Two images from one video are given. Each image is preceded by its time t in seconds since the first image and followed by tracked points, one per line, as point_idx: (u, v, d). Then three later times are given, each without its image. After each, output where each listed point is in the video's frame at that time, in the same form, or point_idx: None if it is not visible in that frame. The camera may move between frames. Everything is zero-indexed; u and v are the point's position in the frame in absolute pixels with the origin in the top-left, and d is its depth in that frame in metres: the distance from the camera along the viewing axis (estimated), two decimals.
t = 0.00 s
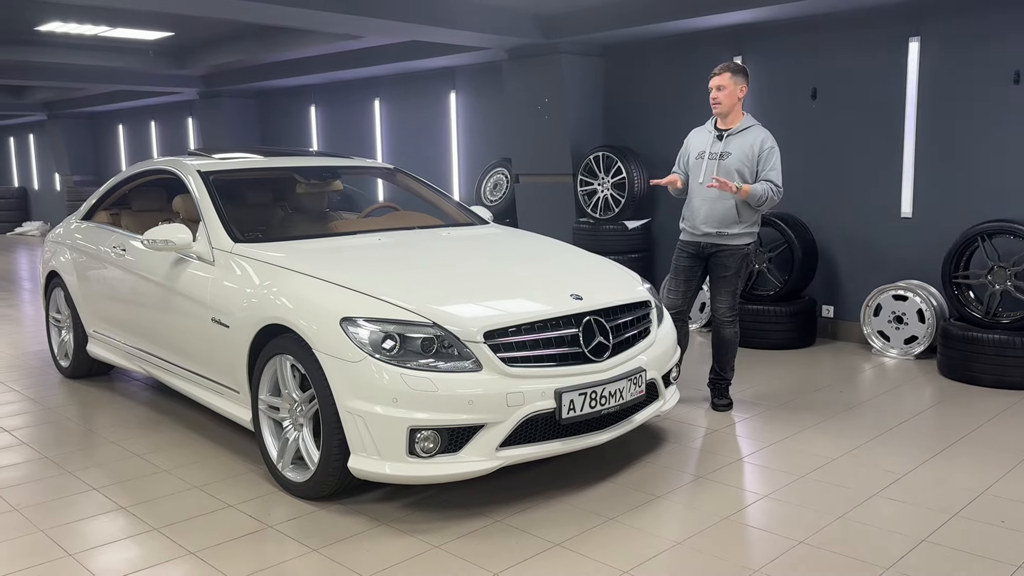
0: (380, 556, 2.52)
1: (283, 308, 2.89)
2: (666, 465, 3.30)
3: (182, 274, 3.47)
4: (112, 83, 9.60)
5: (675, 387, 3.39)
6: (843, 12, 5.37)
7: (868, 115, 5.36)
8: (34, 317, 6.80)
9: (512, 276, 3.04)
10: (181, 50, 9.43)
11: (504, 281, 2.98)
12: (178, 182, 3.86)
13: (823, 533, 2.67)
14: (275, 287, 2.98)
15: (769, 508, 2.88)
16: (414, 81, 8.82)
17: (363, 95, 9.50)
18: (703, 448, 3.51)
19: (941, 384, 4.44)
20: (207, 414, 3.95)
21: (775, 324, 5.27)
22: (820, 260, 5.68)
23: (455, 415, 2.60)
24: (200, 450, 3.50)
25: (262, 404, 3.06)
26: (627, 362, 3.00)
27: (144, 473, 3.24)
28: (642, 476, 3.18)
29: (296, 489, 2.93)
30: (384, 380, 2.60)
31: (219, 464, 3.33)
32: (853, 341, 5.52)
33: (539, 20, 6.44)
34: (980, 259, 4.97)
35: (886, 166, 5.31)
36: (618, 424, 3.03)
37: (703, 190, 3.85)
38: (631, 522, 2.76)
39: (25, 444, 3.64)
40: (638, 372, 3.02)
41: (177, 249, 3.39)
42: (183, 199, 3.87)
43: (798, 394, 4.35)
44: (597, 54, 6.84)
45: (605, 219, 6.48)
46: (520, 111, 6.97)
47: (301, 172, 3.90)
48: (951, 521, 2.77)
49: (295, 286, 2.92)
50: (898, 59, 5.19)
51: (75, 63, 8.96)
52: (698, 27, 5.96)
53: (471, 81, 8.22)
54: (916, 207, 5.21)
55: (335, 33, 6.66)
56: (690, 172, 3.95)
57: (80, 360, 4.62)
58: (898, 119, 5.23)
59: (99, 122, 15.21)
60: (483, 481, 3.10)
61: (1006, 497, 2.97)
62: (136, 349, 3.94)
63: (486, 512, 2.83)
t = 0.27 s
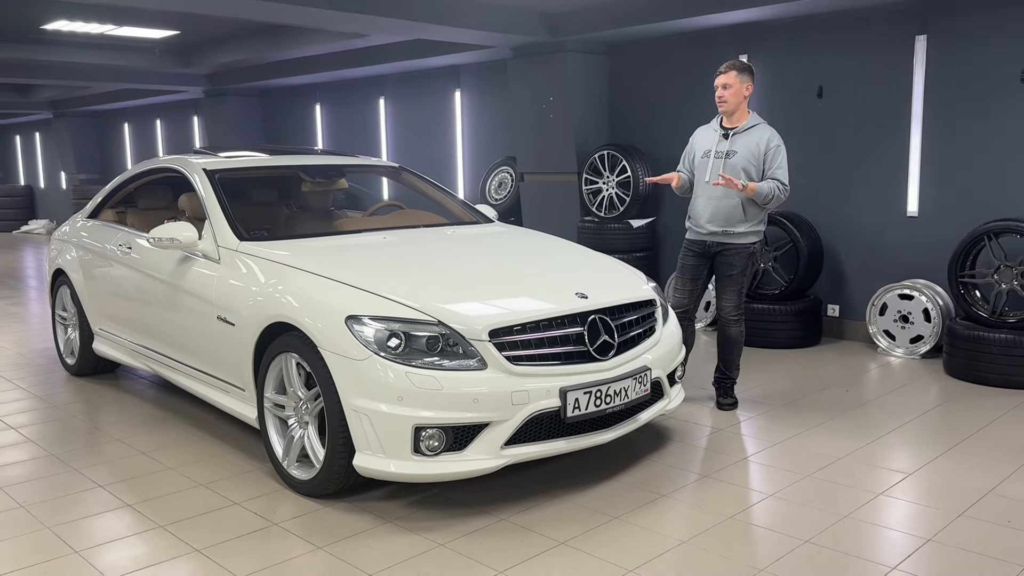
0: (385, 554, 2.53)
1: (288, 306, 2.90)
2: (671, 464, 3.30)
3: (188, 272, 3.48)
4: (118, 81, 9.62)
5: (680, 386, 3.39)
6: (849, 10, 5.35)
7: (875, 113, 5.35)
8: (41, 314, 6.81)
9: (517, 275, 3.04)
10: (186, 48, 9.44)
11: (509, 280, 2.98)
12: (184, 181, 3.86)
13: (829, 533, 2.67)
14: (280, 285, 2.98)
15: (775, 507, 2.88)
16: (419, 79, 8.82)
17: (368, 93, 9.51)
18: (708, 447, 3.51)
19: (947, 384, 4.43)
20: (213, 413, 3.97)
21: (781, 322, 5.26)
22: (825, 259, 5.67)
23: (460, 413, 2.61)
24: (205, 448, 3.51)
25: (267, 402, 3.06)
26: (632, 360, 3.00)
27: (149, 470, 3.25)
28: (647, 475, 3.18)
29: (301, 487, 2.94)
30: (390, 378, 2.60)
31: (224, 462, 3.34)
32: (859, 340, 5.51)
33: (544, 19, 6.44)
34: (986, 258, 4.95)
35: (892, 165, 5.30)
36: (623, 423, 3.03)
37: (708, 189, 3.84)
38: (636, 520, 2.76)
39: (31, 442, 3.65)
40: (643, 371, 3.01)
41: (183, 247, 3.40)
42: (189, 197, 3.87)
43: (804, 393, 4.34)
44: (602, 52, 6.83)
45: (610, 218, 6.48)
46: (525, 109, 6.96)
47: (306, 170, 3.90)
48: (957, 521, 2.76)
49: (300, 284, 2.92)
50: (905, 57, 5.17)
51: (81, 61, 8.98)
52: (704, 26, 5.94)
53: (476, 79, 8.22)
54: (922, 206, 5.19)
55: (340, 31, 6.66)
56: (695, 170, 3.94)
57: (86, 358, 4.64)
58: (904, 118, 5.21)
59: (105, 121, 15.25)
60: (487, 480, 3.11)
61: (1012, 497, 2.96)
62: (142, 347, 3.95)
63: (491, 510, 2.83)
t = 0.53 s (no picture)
0: (392, 552, 2.53)
1: (295, 304, 2.90)
2: (677, 463, 3.29)
3: (195, 270, 3.49)
4: (126, 79, 9.65)
5: (687, 385, 3.38)
6: (858, 8, 5.33)
7: (883, 111, 5.33)
8: (49, 312, 6.85)
9: (524, 273, 3.04)
10: (193, 47, 9.46)
11: (516, 278, 2.98)
12: (191, 179, 3.87)
13: (836, 532, 2.66)
14: (288, 283, 2.99)
15: (783, 506, 2.87)
16: (426, 78, 8.82)
17: (374, 91, 9.51)
18: (715, 445, 3.50)
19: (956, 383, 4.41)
20: (220, 411, 3.98)
21: (788, 321, 5.24)
22: (833, 257, 5.65)
23: (466, 412, 2.61)
24: (213, 446, 3.52)
25: (274, 399, 3.07)
26: (639, 359, 3.00)
27: (157, 467, 3.26)
28: (654, 473, 3.17)
29: (308, 484, 2.95)
30: (396, 376, 2.60)
31: (232, 459, 3.35)
32: (866, 339, 5.49)
33: (551, 17, 6.43)
34: (995, 257, 4.93)
35: (900, 163, 5.28)
36: (629, 421, 3.03)
37: (717, 188, 3.84)
38: (643, 519, 2.75)
39: (39, 439, 3.67)
40: (650, 369, 3.01)
41: (190, 245, 3.41)
42: (196, 195, 3.88)
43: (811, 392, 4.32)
44: (610, 50, 6.82)
45: (616, 216, 6.47)
46: (532, 107, 6.96)
47: (314, 169, 3.90)
48: (966, 520, 2.75)
49: (307, 283, 2.92)
50: (913, 55, 5.15)
51: (89, 60, 9.01)
52: (711, 23, 5.93)
53: (482, 78, 8.22)
54: (930, 205, 5.17)
55: (347, 29, 6.67)
56: (703, 169, 3.93)
57: (94, 355, 4.65)
58: (912, 115, 5.19)
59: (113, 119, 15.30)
60: (494, 478, 3.11)
61: (1022, 496, 2.94)
62: (149, 344, 3.97)
63: (497, 509, 2.83)
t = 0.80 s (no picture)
0: (398, 550, 2.53)
1: (302, 303, 2.90)
2: (684, 462, 3.28)
3: (202, 268, 3.49)
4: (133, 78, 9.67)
5: (693, 384, 3.37)
6: (866, 6, 5.31)
7: (891, 109, 5.30)
8: (57, 310, 6.87)
9: (531, 272, 3.03)
10: (200, 45, 9.48)
11: (523, 276, 2.98)
12: (198, 177, 3.88)
13: (843, 532, 2.65)
14: (295, 282, 2.99)
15: (790, 506, 2.86)
16: (432, 76, 8.82)
17: (381, 90, 9.52)
18: (722, 445, 3.49)
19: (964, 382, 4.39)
20: (227, 409, 3.99)
21: (795, 320, 5.23)
22: (840, 256, 5.63)
23: (472, 410, 2.61)
24: (219, 444, 3.52)
25: (281, 398, 3.07)
26: (645, 358, 2.99)
27: (164, 466, 3.27)
28: (660, 472, 3.17)
29: (314, 482, 2.95)
30: (403, 375, 2.60)
31: (239, 457, 3.35)
32: (874, 338, 5.47)
33: (558, 15, 6.42)
34: (1004, 256, 4.91)
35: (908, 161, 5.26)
36: (636, 420, 3.03)
37: (724, 186, 3.82)
38: (649, 518, 2.75)
39: (46, 437, 3.68)
40: (656, 368, 3.00)
41: (197, 243, 3.42)
42: (203, 193, 3.89)
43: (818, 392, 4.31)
44: (616, 49, 6.81)
45: (623, 214, 6.45)
46: (538, 106, 6.95)
47: (320, 167, 3.91)
48: (974, 520, 2.73)
49: (314, 281, 2.93)
50: (922, 53, 5.12)
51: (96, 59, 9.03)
52: (718, 21, 5.91)
53: (488, 76, 8.22)
54: (938, 203, 5.15)
55: (354, 27, 6.68)
56: (710, 168, 3.92)
57: (101, 353, 4.67)
58: (921, 114, 5.17)
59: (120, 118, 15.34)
60: (501, 477, 3.11)
61: None
62: (156, 342, 3.98)
63: (504, 507, 2.83)
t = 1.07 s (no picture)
0: (403, 549, 2.53)
1: (307, 302, 2.91)
2: (689, 461, 3.28)
3: (208, 268, 3.50)
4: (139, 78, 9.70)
5: (699, 383, 3.37)
6: (872, 4, 5.29)
7: (898, 108, 5.28)
8: (63, 309, 6.89)
9: (536, 271, 3.03)
10: (206, 45, 9.50)
11: (528, 276, 2.97)
12: (204, 176, 3.88)
13: (850, 532, 2.64)
14: (300, 281, 2.99)
15: (796, 506, 2.85)
16: (437, 75, 8.82)
17: (386, 89, 9.53)
18: (728, 444, 3.48)
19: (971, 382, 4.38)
20: (233, 408, 3.99)
21: (801, 319, 5.22)
22: (847, 255, 5.61)
23: (478, 409, 2.60)
24: (225, 443, 3.53)
25: (287, 397, 3.08)
26: (651, 357, 2.99)
27: (170, 464, 3.28)
28: (666, 472, 3.16)
29: (320, 481, 2.96)
30: (408, 374, 2.60)
31: (244, 456, 3.36)
32: (880, 338, 5.46)
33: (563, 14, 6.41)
34: (1011, 255, 4.89)
35: (915, 160, 5.24)
36: (641, 420, 3.02)
37: (731, 185, 3.81)
38: (655, 518, 2.74)
39: (53, 435, 3.69)
40: (662, 367, 3.00)
41: (203, 242, 3.42)
42: (209, 192, 3.89)
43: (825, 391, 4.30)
44: (622, 47, 6.79)
45: (628, 213, 6.44)
46: (543, 104, 6.94)
47: (326, 166, 3.91)
48: (981, 521, 2.72)
49: (319, 280, 2.93)
50: (929, 51, 5.10)
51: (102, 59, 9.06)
52: (724, 20, 5.89)
53: (494, 75, 8.21)
54: (945, 202, 5.13)
55: (359, 27, 6.68)
56: (716, 167, 3.90)
57: (108, 352, 4.68)
58: (927, 112, 5.15)
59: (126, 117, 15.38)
60: (506, 476, 3.11)
61: None
62: (162, 341, 3.99)
63: (509, 507, 2.83)
